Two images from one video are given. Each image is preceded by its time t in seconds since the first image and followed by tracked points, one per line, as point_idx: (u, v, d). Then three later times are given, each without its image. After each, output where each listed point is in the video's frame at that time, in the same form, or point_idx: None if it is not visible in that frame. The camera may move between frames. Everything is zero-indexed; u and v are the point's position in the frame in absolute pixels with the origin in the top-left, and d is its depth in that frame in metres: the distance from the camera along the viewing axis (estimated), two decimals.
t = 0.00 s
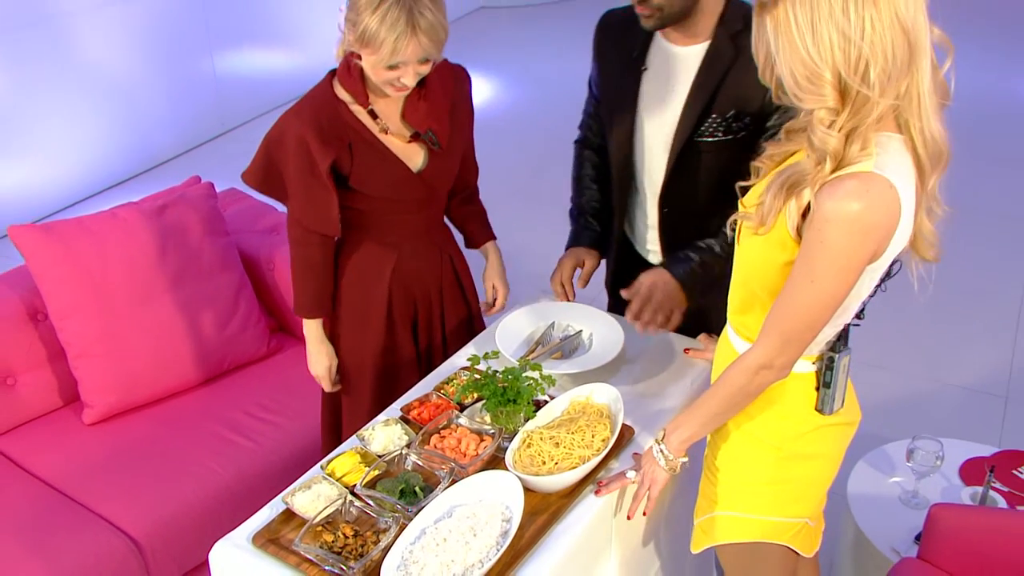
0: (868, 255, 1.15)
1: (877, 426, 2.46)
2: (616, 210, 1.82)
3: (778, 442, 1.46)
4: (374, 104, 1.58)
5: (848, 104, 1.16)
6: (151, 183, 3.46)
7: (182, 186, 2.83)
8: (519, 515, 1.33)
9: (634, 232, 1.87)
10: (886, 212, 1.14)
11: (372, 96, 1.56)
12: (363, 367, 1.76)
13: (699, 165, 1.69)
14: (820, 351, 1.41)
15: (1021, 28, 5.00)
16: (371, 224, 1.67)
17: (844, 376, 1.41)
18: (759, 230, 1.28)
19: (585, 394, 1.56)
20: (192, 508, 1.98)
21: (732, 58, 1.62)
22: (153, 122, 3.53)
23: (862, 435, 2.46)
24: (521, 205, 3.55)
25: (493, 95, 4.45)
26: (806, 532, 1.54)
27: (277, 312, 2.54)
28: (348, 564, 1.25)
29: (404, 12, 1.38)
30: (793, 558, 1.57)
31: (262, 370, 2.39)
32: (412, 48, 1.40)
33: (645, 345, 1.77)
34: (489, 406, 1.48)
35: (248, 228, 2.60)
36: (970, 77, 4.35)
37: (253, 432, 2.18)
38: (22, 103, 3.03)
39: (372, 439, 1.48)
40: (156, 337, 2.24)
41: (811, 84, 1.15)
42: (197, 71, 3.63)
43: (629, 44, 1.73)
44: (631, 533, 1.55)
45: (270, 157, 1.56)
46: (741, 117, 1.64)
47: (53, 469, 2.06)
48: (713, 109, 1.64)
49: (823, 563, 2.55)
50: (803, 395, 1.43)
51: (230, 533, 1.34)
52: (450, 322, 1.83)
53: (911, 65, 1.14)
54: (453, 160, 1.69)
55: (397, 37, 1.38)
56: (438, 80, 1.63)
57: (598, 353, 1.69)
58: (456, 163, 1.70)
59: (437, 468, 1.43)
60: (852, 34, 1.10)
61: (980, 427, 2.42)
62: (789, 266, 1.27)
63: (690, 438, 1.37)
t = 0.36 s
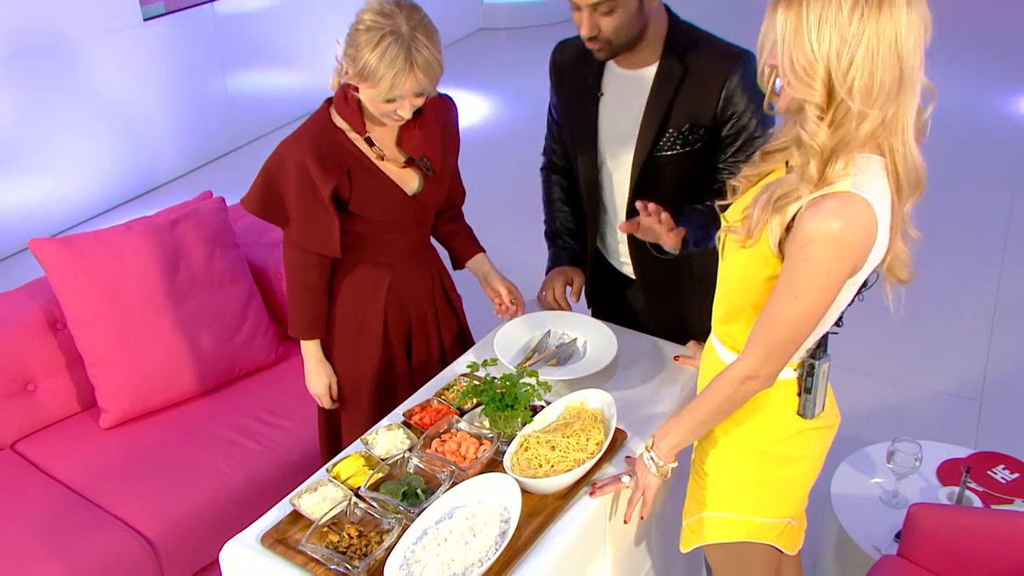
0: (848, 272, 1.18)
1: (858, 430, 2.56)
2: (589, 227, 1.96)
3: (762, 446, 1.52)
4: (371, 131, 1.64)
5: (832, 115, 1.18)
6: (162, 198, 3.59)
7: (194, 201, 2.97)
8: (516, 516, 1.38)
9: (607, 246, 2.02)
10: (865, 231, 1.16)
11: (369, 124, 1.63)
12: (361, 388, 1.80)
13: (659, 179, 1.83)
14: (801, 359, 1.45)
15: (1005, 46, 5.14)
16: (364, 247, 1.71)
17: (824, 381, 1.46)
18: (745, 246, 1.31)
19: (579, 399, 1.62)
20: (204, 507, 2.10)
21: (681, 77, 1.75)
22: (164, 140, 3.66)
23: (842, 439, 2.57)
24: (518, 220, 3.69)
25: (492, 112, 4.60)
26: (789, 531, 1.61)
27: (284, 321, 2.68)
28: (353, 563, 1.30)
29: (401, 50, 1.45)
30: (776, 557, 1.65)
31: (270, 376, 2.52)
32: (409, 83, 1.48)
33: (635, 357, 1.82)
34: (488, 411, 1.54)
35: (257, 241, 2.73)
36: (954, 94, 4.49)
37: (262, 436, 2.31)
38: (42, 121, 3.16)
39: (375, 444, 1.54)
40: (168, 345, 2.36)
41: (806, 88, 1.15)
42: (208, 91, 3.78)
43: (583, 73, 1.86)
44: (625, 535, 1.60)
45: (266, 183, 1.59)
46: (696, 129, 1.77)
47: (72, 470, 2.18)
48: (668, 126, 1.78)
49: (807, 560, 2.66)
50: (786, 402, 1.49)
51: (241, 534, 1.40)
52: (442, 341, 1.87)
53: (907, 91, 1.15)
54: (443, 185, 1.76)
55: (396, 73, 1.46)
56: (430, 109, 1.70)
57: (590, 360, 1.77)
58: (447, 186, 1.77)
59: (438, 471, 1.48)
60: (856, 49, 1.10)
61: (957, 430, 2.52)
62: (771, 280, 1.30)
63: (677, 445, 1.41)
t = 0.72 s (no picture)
0: (829, 283, 1.29)
1: (840, 433, 2.67)
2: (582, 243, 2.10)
3: (751, 451, 1.62)
4: (388, 146, 1.73)
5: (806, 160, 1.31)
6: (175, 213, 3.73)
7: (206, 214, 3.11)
8: (515, 518, 1.46)
9: (600, 259, 2.16)
10: (846, 246, 1.28)
11: (386, 139, 1.72)
12: (371, 389, 1.92)
13: (645, 194, 1.96)
14: (789, 368, 1.56)
15: (990, 62, 5.29)
16: (377, 256, 1.83)
17: (810, 392, 1.57)
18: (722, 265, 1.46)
19: (576, 405, 1.71)
20: (217, 507, 2.22)
21: (660, 97, 1.88)
22: (179, 158, 3.81)
23: (826, 441, 2.68)
24: (517, 232, 3.83)
25: (492, 128, 4.75)
26: (775, 531, 1.71)
27: (293, 329, 2.81)
28: (359, 562, 1.38)
29: (419, 67, 1.54)
30: (763, 557, 1.76)
31: (279, 382, 2.65)
32: (424, 99, 1.56)
33: (629, 364, 1.92)
34: (488, 416, 1.63)
35: (267, 252, 2.87)
36: (940, 110, 4.63)
37: (271, 440, 2.43)
38: (66, 140, 3.31)
39: (379, 447, 1.63)
40: (183, 353, 2.49)
41: (786, 129, 1.28)
42: (220, 110, 3.92)
43: (567, 98, 2.00)
44: (616, 533, 1.70)
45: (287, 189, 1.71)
46: (678, 145, 1.91)
47: (92, 472, 2.30)
48: (652, 144, 1.91)
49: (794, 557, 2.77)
50: (773, 409, 1.59)
51: (250, 534, 1.47)
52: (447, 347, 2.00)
53: (886, 143, 1.26)
54: (457, 200, 1.85)
55: (412, 87, 1.54)
56: (449, 128, 1.78)
57: (584, 367, 1.87)
58: (461, 201, 1.86)
59: (440, 474, 1.56)
60: (842, 97, 1.21)
61: (936, 433, 2.63)
62: (759, 289, 1.43)
63: (667, 450, 1.55)
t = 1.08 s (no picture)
0: (817, 295, 1.36)
1: (831, 438, 2.76)
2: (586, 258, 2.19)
3: (740, 456, 1.69)
4: (410, 160, 1.83)
5: (793, 179, 1.38)
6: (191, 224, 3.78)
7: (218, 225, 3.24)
8: (514, 518, 1.53)
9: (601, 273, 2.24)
10: (834, 259, 1.35)
11: (409, 153, 1.82)
12: (387, 389, 2.02)
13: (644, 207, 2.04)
14: (778, 377, 1.62)
15: (983, 79, 5.41)
16: (394, 262, 1.94)
17: (798, 401, 1.65)
18: (715, 275, 1.54)
19: (572, 410, 1.79)
20: (230, 507, 2.31)
21: (659, 115, 1.94)
22: (196, 171, 3.85)
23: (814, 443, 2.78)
24: (518, 244, 3.95)
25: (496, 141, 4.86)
26: (763, 534, 1.78)
27: (301, 336, 2.94)
28: (364, 561, 1.44)
29: (439, 81, 1.60)
30: (752, 558, 1.83)
31: (288, 387, 2.76)
32: (442, 112, 1.62)
33: (628, 369, 2.00)
34: (488, 419, 1.72)
35: (276, 261, 3.00)
36: (926, 122, 4.77)
37: (281, 443, 2.53)
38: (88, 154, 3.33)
39: (384, 450, 1.70)
40: (197, 359, 2.60)
41: (773, 150, 1.35)
42: (235, 124, 3.99)
43: (568, 120, 2.08)
44: (613, 534, 1.77)
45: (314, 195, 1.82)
46: (677, 159, 1.98)
47: (110, 472, 2.40)
48: (651, 158, 1.98)
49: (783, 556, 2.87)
50: (762, 415, 1.66)
51: (260, 534, 1.54)
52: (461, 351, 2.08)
53: (869, 159, 1.33)
54: (475, 212, 1.94)
55: (431, 99, 1.60)
56: (468, 145, 1.87)
57: (582, 373, 1.94)
58: (479, 215, 1.94)
59: (443, 475, 1.63)
60: (824, 117, 1.28)
61: (923, 438, 2.72)
62: (750, 298, 1.51)
63: (661, 451, 1.58)
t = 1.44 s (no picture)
0: (807, 303, 1.39)
1: (819, 436, 2.86)
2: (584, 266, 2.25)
3: (732, 456, 1.76)
4: (426, 168, 1.93)
5: (788, 190, 1.42)
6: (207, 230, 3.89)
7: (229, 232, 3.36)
8: (513, 513, 1.59)
9: (600, 281, 2.31)
10: (824, 268, 1.38)
11: (424, 162, 1.91)
12: (400, 387, 2.10)
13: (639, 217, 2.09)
14: (768, 379, 1.69)
15: (967, 92, 5.56)
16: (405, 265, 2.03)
17: (787, 403, 1.71)
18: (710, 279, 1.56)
19: (570, 409, 1.85)
20: (242, 503, 2.38)
21: (652, 128, 2.00)
22: (209, 180, 3.98)
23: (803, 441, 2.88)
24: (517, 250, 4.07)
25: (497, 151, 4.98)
26: (754, 530, 1.85)
27: (309, 338, 3.05)
28: (370, 554, 1.50)
29: (452, 93, 1.66)
30: (743, 553, 1.90)
31: (297, 388, 2.85)
32: (455, 123, 1.67)
33: (625, 370, 2.07)
34: (489, 419, 1.78)
35: (285, 267, 3.13)
36: (908, 132, 4.92)
37: (291, 442, 2.62)
38: (109, 163, 3.42)
39: (389, 449, 1.77)
40: (209, 360, 2.70)
41: (768, 161, 1.38)
42: (247, 135, 4.13)
43: (565, 132, 2.13)
44: (609, 529, 1.82)
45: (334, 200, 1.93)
46: (667, 169, 2.03)
47: (128, 469, 2.48)
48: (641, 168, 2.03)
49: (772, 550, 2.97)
50: (752, 416, 1.73)
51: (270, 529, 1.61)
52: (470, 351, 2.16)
53: (857, 168, 1.37)
54: (487, 221, 2.01)
55: (444, 111, 1.65)
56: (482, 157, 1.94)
57: (580, 374, 2.01)
58: (490, 223, 2.03)
59: (445, 473, 1.70)
60: (813, 130, 1.31)
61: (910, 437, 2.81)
62: (743, 303, 1.54)
63: (655, 450, 1.62)
